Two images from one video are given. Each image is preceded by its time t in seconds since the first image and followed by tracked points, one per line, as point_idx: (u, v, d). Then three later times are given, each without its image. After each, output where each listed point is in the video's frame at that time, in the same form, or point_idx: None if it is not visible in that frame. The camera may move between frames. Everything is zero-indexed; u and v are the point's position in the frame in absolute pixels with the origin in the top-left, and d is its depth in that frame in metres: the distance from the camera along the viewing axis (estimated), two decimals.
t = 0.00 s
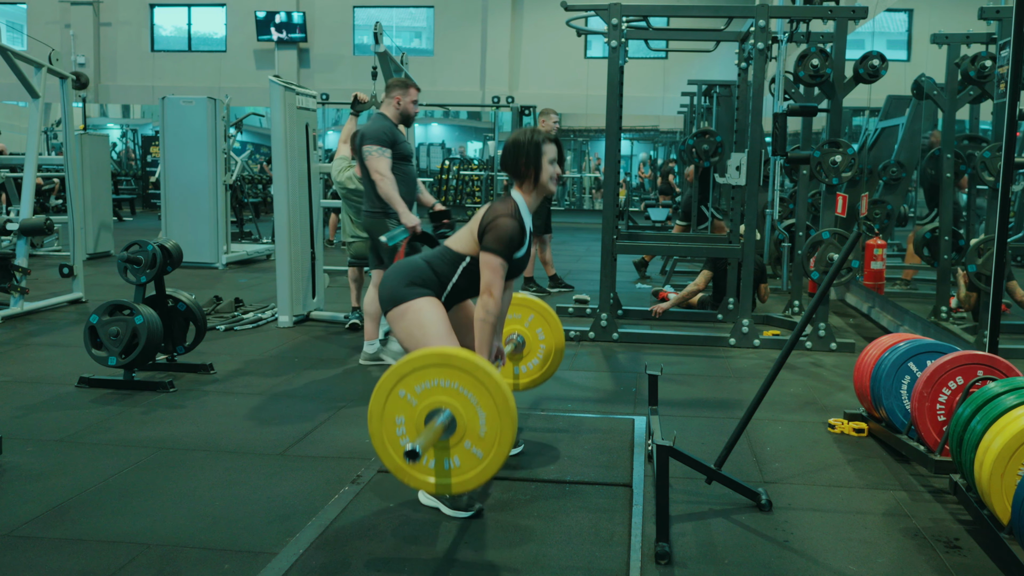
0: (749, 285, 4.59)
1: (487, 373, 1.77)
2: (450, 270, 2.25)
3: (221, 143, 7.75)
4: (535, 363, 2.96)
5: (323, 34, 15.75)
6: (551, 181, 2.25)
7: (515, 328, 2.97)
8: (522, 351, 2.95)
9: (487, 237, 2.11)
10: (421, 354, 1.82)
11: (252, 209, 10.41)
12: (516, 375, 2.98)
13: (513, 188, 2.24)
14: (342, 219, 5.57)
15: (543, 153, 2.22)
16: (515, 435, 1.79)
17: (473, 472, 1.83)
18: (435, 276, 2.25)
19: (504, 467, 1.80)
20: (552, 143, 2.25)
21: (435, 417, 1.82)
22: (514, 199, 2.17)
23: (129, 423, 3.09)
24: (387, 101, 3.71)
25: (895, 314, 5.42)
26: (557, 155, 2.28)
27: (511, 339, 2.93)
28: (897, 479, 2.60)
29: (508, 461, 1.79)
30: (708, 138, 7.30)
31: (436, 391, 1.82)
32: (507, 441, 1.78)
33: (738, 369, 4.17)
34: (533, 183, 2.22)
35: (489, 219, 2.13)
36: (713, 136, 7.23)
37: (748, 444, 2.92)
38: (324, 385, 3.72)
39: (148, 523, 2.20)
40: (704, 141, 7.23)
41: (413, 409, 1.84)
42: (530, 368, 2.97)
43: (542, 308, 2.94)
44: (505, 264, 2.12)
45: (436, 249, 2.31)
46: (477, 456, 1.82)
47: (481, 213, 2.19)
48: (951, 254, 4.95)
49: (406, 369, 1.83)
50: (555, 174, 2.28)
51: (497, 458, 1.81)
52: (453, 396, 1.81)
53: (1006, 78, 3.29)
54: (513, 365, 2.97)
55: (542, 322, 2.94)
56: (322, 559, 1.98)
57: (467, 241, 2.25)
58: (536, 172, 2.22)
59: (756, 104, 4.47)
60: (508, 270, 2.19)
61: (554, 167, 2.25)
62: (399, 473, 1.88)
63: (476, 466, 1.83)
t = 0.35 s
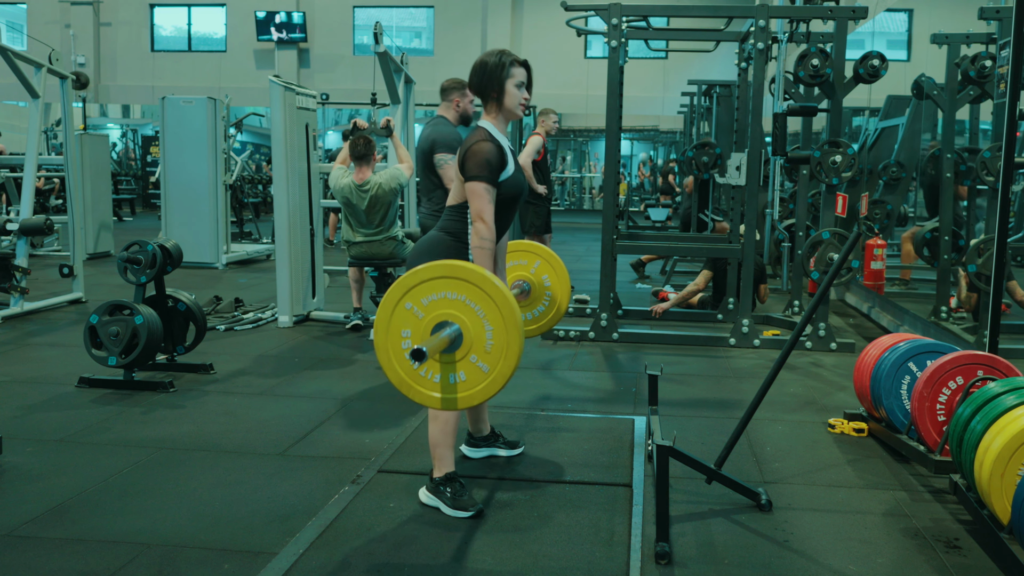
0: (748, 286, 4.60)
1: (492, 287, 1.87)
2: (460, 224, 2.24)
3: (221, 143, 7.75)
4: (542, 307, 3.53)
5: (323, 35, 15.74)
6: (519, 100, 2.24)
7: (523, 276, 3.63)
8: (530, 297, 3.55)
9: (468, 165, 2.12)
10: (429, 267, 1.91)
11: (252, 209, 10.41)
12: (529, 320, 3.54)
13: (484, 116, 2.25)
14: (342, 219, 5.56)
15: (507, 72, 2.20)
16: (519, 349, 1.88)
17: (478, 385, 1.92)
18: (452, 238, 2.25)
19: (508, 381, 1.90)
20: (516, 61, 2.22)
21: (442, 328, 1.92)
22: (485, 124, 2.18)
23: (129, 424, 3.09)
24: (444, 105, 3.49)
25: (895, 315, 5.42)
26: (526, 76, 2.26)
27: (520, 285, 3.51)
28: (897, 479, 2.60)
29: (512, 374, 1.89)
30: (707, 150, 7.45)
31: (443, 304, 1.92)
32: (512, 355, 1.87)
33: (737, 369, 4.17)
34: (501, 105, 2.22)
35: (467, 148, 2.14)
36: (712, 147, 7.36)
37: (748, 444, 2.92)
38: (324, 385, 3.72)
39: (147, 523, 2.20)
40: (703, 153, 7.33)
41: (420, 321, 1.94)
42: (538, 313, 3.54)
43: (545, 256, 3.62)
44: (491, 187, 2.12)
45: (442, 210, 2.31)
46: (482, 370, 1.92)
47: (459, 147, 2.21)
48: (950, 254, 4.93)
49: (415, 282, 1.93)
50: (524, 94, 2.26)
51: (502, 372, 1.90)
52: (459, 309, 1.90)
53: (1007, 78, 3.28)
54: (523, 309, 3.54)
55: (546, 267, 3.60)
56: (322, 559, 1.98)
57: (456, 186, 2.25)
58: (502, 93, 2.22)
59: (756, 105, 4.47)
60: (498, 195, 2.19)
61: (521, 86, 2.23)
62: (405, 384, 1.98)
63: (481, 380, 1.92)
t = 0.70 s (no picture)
0: (748, 286, 4.59)
1: (487, 279, 1.87)
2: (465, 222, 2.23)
3: (221, 143, 7.75)
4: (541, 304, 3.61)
5: (323, 35, 15.74)
6: (508, 93, 2.24)
7: (522, 271, 3.66)
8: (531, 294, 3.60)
9: (461, 160, 2.12)
10: (424, 260, 1.91)
11: (252, 209, 10.41)
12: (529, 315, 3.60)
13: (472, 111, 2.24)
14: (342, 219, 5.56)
15: (494, 65, 2.21)
16: (514, 341, 1.89)
17: (473, 377, 1.93)
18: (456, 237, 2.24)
19: (503, 373, 1.91)
20: (503, 55, 2.23)
21: (437, 321, 1.92)
22: (475, 118, 2.18)
23: (129, 424, 3.09)
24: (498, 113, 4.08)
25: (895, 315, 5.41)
26: (514, 70, 2.27)
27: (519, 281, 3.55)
28: (897, 480, 2.60)
29: (508, 366, 1.89)
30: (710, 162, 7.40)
31: (438, 297, 1.92)
32: (507, 346, 1.88)
33: (737, 369, 4.17)
34: (490, 98, 2.22)
35: (459, 143, 2.14)
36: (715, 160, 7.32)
37: (748, 444, 2.92)
38: (324, 385, 3.72)
39: (148, 523, 2.20)
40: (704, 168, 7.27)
41: (415, 314, 1.94)
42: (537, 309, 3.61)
43: (544, 251, 3.65)
44: (487, 181, 2.12)
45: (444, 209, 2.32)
46: (477, 362, 1.92)
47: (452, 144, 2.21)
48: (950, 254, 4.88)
49: (409, 275, 1.93)
50: (512, 88, 2.26)
51: (497, 364, 1.91)
52: (454, 301, 1.91)
53: (1006, 78, 3.29)
54: (522, 306, 3.59)
55: (546, 263, 3.64)
56: (322, 559, 1.98)
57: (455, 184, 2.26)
58: (490, 87, 2.21)
59: (756, 105, 4.47)
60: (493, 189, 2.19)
61: (509, 80, 2.24)
62: (400, 378, 1.98)
63: (476, 372, 1.93)
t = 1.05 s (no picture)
0: (748, 286, 4.59)
1: (491, 280, 1.87)
2: (467, 221, 2.23)
3: (221, 143, 7.75)
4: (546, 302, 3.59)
5: (323, 35, 15.74)
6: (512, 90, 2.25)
7: (526, 270, 3.66)
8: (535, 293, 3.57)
9: (467, 160, 2.12)
10: (427, 261, 1.91)
11: (252, 209, 10.41)
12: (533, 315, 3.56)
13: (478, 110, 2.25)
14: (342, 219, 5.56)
15: (497, 63, 2.22)
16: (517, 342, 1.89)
17: (476, 379, 1.93)
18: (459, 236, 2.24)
19: (506, 374, 1.91)
20: (504, 53, 2.25)
21: (440, 322, 1.92)
22: (482, 118, 2.18)
23: (129, 424, 3.09)
24: (539, 106, 4.06)
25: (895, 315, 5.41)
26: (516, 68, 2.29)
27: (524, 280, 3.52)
28: (897, 480, 2.60)
29: (511, 367, 1.89)
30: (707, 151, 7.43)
31: (442, 298, 1.92)
32: (511, 347, 1.88)
33: (738, 369, 4.17)
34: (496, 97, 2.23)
35: (465, 143, 2.14)
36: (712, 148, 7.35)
37: (748, 444, 2.92)
38: (324, 385, 3.72)
39: (147, 523, 2.20)
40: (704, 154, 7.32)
41: (418, 316, 1.94)
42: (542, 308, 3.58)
43: (549, 251, 3.67)
44: (493, 181, 2.13)
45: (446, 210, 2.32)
46: (481, 363, 1.92)
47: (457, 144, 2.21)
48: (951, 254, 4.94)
49: (413, 276, 1.93)
50: (516, 85, 2.27)
51: (500, 365, 1.91)
52: (458, 302, 1.91)
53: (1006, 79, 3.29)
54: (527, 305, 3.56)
55: (551, 262, 3.65)
56: (322, 559, 1.98)
57: (458, 184, 2.26)
58: (496, 85, 2.22)
59: (756, 105, 4.47)
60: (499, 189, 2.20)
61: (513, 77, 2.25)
62: (403, 379, 1.98)
63: (480, 373, 1.93)
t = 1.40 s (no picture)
0: (748, 285, 4.59)
1: (497, 339, 1.82)
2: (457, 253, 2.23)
3: (221, 143, 7.74)
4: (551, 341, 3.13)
5: (323, 34, 15.74)
6: (537, 132, 2.23)
7: (532, 306, 3.20)
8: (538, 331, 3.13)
9: (482, 206, 2.12)
10: (433, 317, 1.88)
11: (252, 209, 10.41)
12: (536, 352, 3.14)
13: (500, 153, 2.24)
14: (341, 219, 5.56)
15: (519, 109, 2.21)
16: (525, 402, 1.83)
17: (482, 438, 1.87)
18: (442, 262, 2.24)
19: (513, 434, 1.85)
20: (525, 98, 2.23)
21: (447, 380, 1.87)
22: (503, 165, 2.17)
23: (129, 424, 3.09)
24: (597, 115, 4.10)
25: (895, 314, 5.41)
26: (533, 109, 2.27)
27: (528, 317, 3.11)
28: (897, 480, 2.60)
29: (518, 427, 1.83)
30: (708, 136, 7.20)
31: (448, 355, 1.87)
32: (517, 407, 1.82)
33: (738, 369, 4.17)
34: (517, 140, 2.21)
35: (482, 187, 2.13)
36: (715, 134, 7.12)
37: (748, 444, 2.93)
38: (324, 385, 3.72)
39: (148, 523, 2.20)
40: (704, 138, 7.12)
41: (425, 373, 1.90)
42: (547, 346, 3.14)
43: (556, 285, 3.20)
44: (505, 229, 2.13)
45: (437, 234, 2.29)
46: (487, 422, 1.87)
47: (471, 183, 2.19)
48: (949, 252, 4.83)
49: (420, 333, 1.89)
50: (539, 126, 2.25)
51: (507, 425, 1.85)
52: (464, 360, 1.86)
53: (1006, 79, 3.29)
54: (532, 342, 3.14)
55: (558, 298, 3.18)
56: (322, 559, 1.98)
57: (457, 212, 2.23)
58: (518, 129, 2.21)
59: (756, 105, 4.47)
60: (509, 235, 2.20)
61: (535, 119, 2.23)
62: (409, 437, 1.94)
63: (486, 433, 1.87)
